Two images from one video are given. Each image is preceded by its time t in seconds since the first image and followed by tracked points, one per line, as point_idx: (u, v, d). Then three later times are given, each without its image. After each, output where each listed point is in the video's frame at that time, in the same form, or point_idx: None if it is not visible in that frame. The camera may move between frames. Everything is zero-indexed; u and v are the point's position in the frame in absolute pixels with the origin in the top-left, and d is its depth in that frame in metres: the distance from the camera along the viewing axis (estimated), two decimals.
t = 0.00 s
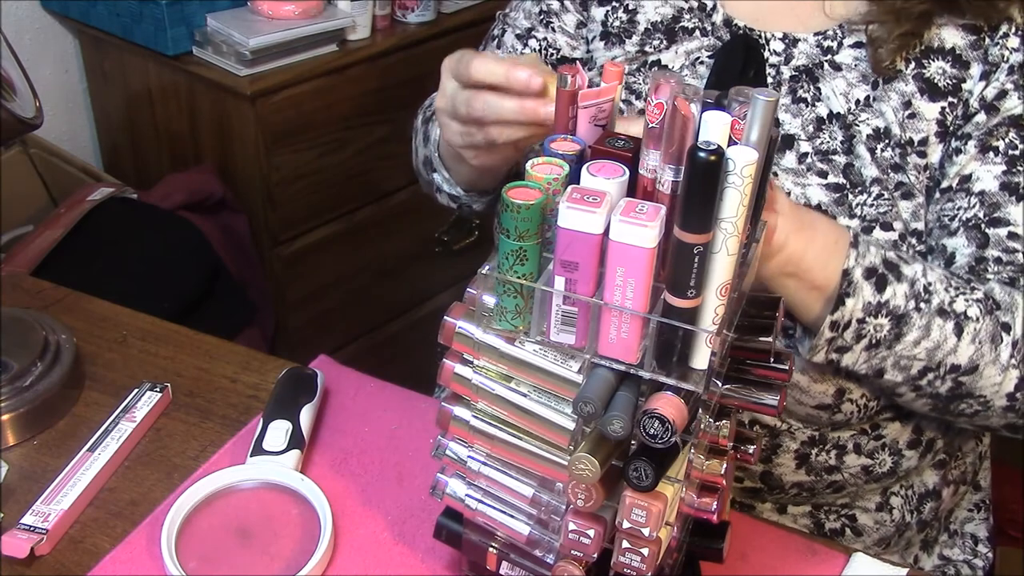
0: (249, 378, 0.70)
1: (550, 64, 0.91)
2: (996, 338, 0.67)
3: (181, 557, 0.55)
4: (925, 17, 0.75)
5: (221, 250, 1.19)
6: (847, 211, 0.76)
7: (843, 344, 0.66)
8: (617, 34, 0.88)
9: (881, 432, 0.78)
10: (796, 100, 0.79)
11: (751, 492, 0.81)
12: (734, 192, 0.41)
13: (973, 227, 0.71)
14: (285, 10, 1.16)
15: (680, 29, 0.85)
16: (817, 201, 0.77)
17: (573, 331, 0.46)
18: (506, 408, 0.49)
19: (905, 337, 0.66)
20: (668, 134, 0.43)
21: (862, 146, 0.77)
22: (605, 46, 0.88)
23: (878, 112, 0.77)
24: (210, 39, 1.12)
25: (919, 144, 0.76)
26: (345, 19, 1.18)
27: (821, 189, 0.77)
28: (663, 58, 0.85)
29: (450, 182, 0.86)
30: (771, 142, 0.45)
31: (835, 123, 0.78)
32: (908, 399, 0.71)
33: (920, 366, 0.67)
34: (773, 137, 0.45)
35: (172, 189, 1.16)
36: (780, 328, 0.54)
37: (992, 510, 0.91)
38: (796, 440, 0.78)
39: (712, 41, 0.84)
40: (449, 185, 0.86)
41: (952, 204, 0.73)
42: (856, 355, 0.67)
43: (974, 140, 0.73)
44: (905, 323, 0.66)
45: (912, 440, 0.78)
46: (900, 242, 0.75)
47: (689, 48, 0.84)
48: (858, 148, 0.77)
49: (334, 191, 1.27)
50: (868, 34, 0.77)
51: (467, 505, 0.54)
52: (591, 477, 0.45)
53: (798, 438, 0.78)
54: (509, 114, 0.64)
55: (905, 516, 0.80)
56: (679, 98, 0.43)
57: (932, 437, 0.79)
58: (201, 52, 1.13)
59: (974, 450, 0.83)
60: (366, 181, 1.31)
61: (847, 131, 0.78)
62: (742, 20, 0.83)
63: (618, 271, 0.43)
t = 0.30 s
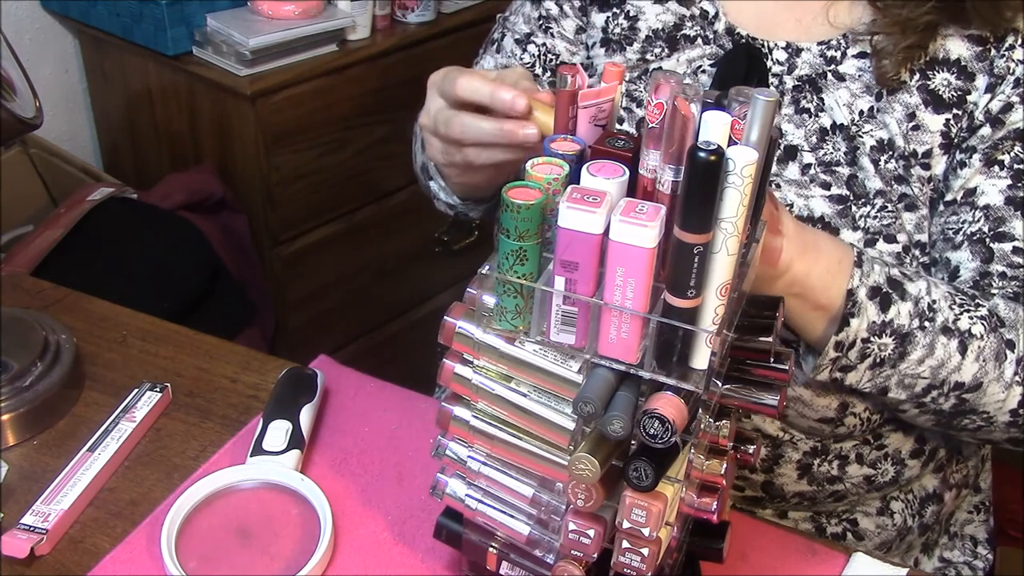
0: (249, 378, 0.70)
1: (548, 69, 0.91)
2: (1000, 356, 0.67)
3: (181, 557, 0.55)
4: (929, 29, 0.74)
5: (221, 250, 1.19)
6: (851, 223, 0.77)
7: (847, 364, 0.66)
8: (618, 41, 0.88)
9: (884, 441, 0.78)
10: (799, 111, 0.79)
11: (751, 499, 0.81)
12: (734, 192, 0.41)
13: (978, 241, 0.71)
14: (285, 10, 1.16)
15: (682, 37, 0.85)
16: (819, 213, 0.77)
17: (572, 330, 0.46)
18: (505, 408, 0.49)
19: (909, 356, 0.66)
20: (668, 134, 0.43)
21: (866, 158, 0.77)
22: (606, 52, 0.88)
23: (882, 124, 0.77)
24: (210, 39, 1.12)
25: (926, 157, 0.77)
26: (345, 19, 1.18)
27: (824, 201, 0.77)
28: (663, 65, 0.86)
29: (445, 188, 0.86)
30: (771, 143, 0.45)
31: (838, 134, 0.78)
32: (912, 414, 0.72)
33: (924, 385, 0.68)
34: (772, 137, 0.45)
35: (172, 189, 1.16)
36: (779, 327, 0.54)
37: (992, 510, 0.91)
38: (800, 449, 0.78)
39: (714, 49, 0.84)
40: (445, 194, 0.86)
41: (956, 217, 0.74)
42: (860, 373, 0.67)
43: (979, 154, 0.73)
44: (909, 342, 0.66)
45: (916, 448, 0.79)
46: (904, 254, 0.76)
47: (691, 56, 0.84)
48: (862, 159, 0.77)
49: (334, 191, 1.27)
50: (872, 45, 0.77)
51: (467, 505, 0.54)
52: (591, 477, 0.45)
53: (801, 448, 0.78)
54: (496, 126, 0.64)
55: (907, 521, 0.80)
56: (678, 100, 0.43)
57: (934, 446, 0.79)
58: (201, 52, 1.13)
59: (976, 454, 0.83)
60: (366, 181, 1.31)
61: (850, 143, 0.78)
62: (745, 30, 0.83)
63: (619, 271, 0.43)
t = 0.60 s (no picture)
0: (249, 378, 0.70)
1: (544, 72, 0.90)
2: (997, 363, 0.67)
3: (181, 557, 0.55)
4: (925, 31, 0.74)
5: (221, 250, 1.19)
6: (847, 227, 0.77)
7: (843, 371, 0.67)
8: (614, 44, 0.88)
9: (882, 444, 0.78)
10: (796, 115, 0.80)
11: (750, 501, 0.81)
12: (734, 192, 0.41)
13: (975, 247, 0.71)
14: (285, 10, 1.16)
15: (678, 41, 0.85)
16: (817, 217, 0.77)
17: (572, 330, 0.46)
18: (505, 407, 0.49)
19: (905, 363, 0.66)
20: (669, 134, 0.43)
21: (863, 163, 0.77)
22: (602, 56, 0.89)
23: (878, 128, 0.77)
24: (210, 39, 1.12)
25: (919, 161, 0.76)
26: (345, 19, 1.18)
27: (821, 206, 0.77)
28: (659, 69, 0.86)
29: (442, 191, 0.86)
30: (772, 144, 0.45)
31: (835, 138, 0.79)
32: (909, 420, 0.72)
33: (920, 392, 0.68)
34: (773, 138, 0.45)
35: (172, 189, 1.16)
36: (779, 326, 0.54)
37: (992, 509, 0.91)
38: (798, 450, 0.78)
39: (709, 53, 0.84)
40: (441, 196, 0.86)
41: (954, 222, 0.73)
42: (856, 381, 0.67)
43: (976, 159, 0.73)
44: (905, 350, 0.66)
45: (915, 450, 0.79)
46: (901, 258, 0.76)
47: (687, 60, 0.84)
48: (859, 164, 0.78)
49: (334, 191, 1.27)
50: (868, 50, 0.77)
51: (467, 505, 0.54)
52: (591, 477, 0.45)
53: (798, 451, 0.78)
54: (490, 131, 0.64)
55: (906, 521, 0.80)
56: (678, 101, 0.43)
57: (933, 448, 0.79)
58: (201, 52, 1.13)
59: (977, 455, 0.83)
60: (366, 181, 1.31)
61: (846, 148, 0.78)
62: (741, 33, 0.83)
63: (619, 271, 0.43)
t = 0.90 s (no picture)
0: (249, 378, 0.70)
1: (542, 72, 0.91)
2: (993, 361, 0.67)
3: (181, 557, 0.55)
4: (920, 29, 0.74)
5: (220, 250, 1.19)
6: (845, 226, 0.77)
7: (839, 370, 0.66)
8: (612, 44, 0.88)
9: (880, 442, 0.78)
10: (793, 114, 0.79)
11: (749, 499, 0.80)
12: (734, 193, 0.41)
13: (972, 245, 0.71)
14: (285, 10, 1.16)
15: (676, 40, 0.85)
16: (813, 216, 0.77)
17: (572, 330, 0.46)
18: (505, 408, 0.49)
19: (901, 363, 0.66)
20: (669, 134, 0.43)
21: (860, 161, 0.77)
22: (601, 55, 0.89)
23: (875, 127, 0.77)
24: (209, 39, 1.12)
25: (920, 160, 0.77)
26: (345, 19, 1.18)
27: (818, 204, 0.77)
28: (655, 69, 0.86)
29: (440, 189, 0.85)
30: (771, 144, 0.45)
31: (832, 137, 0.79)
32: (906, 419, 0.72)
33: (916, 392, 0.68)
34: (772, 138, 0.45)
35: (172, 189, 1.16)
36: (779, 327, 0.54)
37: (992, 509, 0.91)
38: (797, 448, 0.78)
39: (707, 52, 0.84)
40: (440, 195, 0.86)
41: (950, 221, 0.73)
42: (852, 381, 0.67)
43: (972, 159, 0.73)
44: (901, 349, 0.66)
45: (914, 448, 0.79)
46: (898, 257, 0.76)
47: (685, 59, 0.84)
48: (856, 162, 0.77)
49: (334, 191, 1.27)
50: (865, 49, 0.77)
51: (467, 505, 0.54)
52: (591, 477, 0.45)
53: (796, 449, 0.78)
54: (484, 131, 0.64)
55: (905, 520, 0.80)
56: (678, 101, 0.43)
57: (932, 446, 0.79)
58: (201, 52, 1.13)
59: (976, 454, 0.83)
60: (365, 181, 1.31)
61: (843, 146, 0.78)
62: (738, 32, 0.83)
63: (618, 271, 0.43)
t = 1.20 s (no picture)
0: (249, 378, 0.70)
1: (543, 70, 0.91)
2: (992, 358, 0.67)
3: (181, 557, 0.55)
4: (919, 27, 0.74)
5: (220, 250, 1.19)
6: (845, 223, 0.77)
7: (840, 367, 0.66)
8: (612, 43, 0.88)
9: (880, 439, 0.78)
10: (793, 112, 0.79)
11: (749, 496, 0.81)
12: (734, 192, 0.41)
13: (972, 242, 0.71)
14: (285, 9, 1.16)
15: (676, 39, 0.85)
16: (813, 213, 0.77)
17: (572, 331, 0.46)
18: (505, 408, 0.49)
19: (901, 359, 0.66)
20: (669, 134, 0.43)
21: (860, 158, 0.77)
22: (601, 54, 0.88)
23: (874, 124, 0.77)
24: (209, 39, 1.12)
25: (919, 158, 0.77)
26: (345, 19, 1.18)
27: (818, 201, 0.77)
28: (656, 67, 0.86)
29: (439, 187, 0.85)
30: (771, 143, 0.45)
31: (831, 134, 0.79)
32: (906, 416, 0.72)
33: (917, 388, 0.68)
34: (773, 137, 0.45)
35: (171, 189, 1.16)
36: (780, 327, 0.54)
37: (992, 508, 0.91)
38: (797, 445, 0.78)
39: (707, 51, 0.84)
40: (441, 193, 0.85)
41: (951, 218, 0.74)
42: (852, 377, 0.67)
43: (972, 155, 0.73)
44: (901, 346, 0.66)
45: (914, 446, 0.79)
46: (898, 254, 0.76)
47: (685, 57, 0.84)
48: (856, 160, 0.78)
49: (334, 190, 1.27)
50: (864, 47, 0.77)
51: (467, 505, 0.54)
52: (591, 477, 0.45)
53: (797, 446, 0.78)
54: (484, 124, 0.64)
55: (906, 518, 0.80)
56: (679, 100, 0.43)
57: (932, 444, 0.79)
58: (201, 52, 1.13)
59: (976, 453, 0.83)
60: (366, 181, 1.31)
61: (843, 144, 0.78)
62: (738, 31, 0.83)
63: (618, 271, 0.43)
